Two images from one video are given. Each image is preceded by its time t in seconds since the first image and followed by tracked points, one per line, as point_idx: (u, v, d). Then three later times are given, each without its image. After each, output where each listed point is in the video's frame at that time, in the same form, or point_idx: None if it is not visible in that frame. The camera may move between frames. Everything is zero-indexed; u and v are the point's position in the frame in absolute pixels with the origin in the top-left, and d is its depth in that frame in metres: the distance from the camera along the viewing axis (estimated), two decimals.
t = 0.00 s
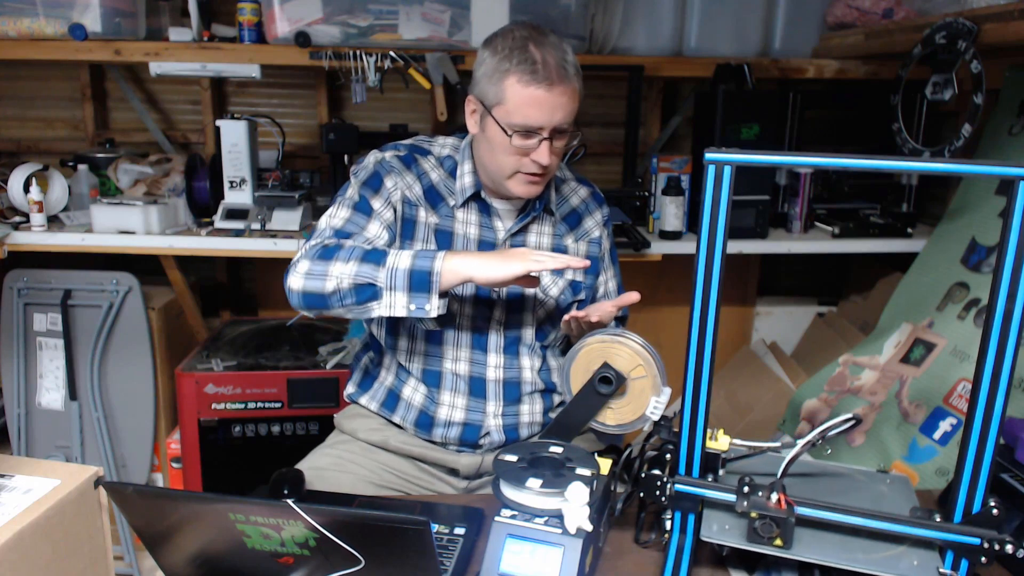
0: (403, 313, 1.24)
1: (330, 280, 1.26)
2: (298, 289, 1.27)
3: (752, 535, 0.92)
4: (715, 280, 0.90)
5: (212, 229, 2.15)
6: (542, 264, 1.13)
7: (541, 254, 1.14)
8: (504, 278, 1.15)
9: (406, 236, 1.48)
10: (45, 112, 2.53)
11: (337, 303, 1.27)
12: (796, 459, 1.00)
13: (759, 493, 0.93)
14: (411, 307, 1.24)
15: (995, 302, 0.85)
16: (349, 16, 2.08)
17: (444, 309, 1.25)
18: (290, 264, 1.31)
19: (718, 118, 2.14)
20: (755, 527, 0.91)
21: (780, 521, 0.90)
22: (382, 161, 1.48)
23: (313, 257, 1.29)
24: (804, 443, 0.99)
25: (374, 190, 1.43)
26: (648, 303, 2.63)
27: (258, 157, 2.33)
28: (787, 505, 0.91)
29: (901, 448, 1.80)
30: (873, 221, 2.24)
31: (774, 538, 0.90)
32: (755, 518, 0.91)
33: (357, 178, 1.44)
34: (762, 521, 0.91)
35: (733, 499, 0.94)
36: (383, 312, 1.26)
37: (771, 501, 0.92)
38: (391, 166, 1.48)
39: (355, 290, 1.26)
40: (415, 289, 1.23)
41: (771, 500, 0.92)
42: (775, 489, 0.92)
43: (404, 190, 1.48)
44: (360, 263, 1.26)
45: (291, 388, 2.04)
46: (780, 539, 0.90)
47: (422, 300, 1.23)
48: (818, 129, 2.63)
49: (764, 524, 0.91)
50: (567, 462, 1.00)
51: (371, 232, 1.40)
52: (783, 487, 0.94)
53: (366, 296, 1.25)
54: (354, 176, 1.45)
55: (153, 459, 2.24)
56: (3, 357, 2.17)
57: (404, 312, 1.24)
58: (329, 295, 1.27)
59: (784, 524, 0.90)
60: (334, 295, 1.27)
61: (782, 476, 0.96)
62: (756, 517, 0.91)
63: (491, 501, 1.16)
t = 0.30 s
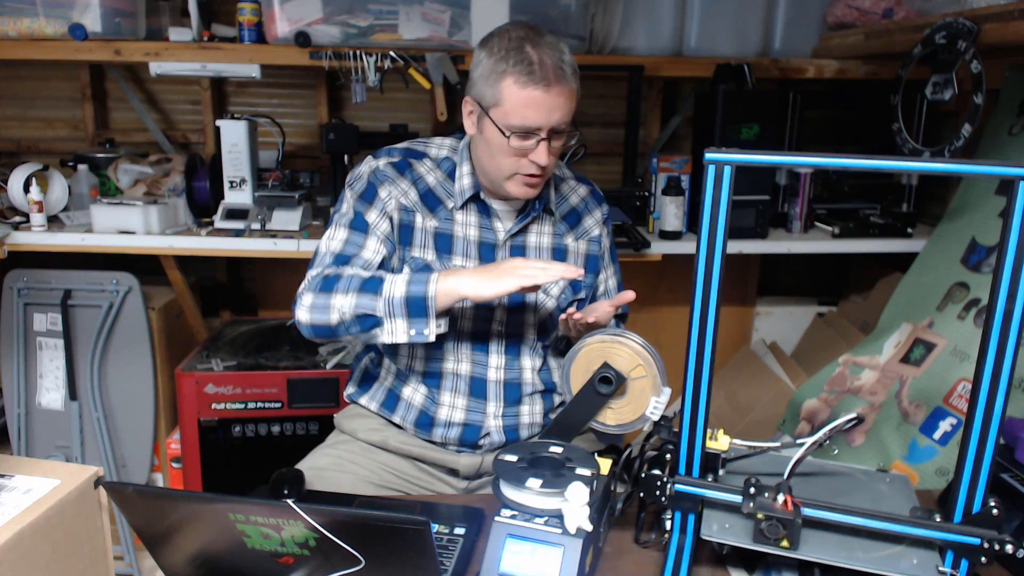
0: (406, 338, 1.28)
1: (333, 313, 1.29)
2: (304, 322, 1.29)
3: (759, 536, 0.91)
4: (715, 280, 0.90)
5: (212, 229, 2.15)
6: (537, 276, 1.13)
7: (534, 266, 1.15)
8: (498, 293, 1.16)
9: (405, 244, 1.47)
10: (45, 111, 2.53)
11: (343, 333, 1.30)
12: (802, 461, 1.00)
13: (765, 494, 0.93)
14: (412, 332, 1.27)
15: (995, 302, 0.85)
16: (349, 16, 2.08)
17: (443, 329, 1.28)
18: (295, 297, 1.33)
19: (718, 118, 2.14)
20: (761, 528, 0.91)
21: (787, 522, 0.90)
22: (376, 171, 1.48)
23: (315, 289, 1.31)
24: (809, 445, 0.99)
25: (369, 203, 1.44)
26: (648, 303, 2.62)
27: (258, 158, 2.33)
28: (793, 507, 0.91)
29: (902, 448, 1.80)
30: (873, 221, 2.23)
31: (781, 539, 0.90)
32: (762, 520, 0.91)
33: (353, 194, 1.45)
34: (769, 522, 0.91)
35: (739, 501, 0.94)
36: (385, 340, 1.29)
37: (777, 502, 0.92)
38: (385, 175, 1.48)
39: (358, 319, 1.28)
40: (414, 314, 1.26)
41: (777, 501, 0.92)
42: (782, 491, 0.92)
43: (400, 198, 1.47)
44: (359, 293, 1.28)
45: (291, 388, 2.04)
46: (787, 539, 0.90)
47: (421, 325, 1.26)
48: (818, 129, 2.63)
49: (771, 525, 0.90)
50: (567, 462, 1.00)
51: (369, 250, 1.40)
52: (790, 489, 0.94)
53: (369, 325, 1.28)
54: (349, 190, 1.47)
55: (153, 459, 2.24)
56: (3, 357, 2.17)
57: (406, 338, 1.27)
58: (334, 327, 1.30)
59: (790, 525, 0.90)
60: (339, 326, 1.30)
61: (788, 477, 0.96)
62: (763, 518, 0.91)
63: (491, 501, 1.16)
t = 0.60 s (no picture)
0: (411, 340, 1.28)
1: (339, 316, 1.30)
2: (311, 326, 1.31)
3: (765, 537, 0.91)
4: (715, 280, 0.90)
5: (212, 229, 2.15)
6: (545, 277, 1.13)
7: (540, 268, 1.14)
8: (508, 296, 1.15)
9: (405, 244, 1.47)
10: (45, 112, 2.53)
11: (350, 335, 1.31)
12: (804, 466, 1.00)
13: (771, 496, 0.93)
14: (418, 334, 1.27)
15: (995, 302, 0.85)
16: (349, 16, 2.08)
17: (450, 329, 1.28)
18: (300, 300, 1.34)
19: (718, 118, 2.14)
20: (768, 529, 0.91)
21: (793, 523, 0.90)
22: (376, 172, 1.49)
23: (321, 292, 1.32)
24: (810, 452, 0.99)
25: (370, 204, 1.45)
26: (648, 303, 2.62)
27: (258, 158, 2.33)
28: (800, 508, 0.91)
29: (902, 448, 1.80)
30: (873, 221, 2.23)
31: (787, 540, 0.90)
32: (768, 521, 0.91)
33: (353, 195, 1.46)
34: (775, 523, 0.91)
35: (744, 502, 0.94)
36: (392, 342, 1.30)
37: (784, 504, 0.91)
38: (384, 176, 1.48)
39: (364, 322, 1.29)
40: (419, 316, 1.26)
41: (784, 502, 0.92)
42: (788, 492, 0.92)
43: (399, 199, 1.48)
44: (365, 296, 1.29)
45: (291, 388, 2.04)
46: (794, 541, 0.90)
47: (427, 327, 1.27)
48: (818, 129, 2.63)
49: (777, 526, 0.91)
50: (567, 462, 1.00)
51: (371, 252, 1.41)
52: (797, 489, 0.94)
53: (375, 327, 1.29)
54: (349, 192, 1.47)
55: (153, 459, 2.24)
56: (3, 357, 2.17)
57: (413, 339, 1.28)
58: (341, 330, 1.31)
59: (797, 526, 0.90)
60: (345, 328, 1.31)
61: (794, 479, 0.95)
62: (769, 519, 0.91)
63: (491, 501, 1.16)
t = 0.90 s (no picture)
0: (460, 330, 1.28)
1: (382, 315, 1.28)
2: (352, 329, 1.30)
3: (772, 538, 0.91)
4: (715, 280, 0.90)
5: (212, 229, 2.15)
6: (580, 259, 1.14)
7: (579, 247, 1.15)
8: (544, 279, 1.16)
9: (416, 242, 1.45)
10: (45, 112, 2.53)
11: (393, 334, 1.30)
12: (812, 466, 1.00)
13: (778, 497, 0.92)
14: (466, 322, 1.27)
15: (995, 302, 0.85)
16: (349, 16, 2.08)
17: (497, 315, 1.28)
18: (337, 306, 1.33)
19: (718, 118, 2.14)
20: (775, 530, 0.91)
21: (800, 525, 0.90)
22: (382, 172, 1.47)
23: (359, 295, 1.31)
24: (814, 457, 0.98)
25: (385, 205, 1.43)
26: (648, 303, 2.62)
27: (258, 158, 2.33)
28: (807, 509, 0.90)
29: (902, 448, 1.80)
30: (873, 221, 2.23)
31: (794, 542, 0.90)
32: (775, 522, 0.91)
33: (368, 196, 1.43)
34: (782, 524, 0.90)
35: (751, 503, 0.94)
36: (440, 334, 1.29)
37: (791, 505, 0.91)
38: (390, 176, 1.47)
39: (408, 318, 1.28)
40: (466, 305, 1.25)
41: (791, 503, 0.91)
42: (795, 493, 0.92)
43: (408, 198, 1.47)
44: (407, 292, 1.28)
45: (291, 388, 2.04)
46: (800, 542, 0.90)
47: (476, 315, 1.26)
48: (818, 129, 2.63)
49: (784, 527, 0.90)
50: (567, 462, 1.00)
51: (401, 251, 1.40)
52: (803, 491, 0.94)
53: (421, 322, 1.28)
54: (361, 193, 1.45)
55: (153, 459, 2.24)
56: (4, 357, 2.17)
57: (461, 329, 1.27)
58: (383, 329, 1.30)
59: (804, 528, 0.90)
60: (388, 327, 1.29)
61: (800, 480, 0.95)
62: (776, 521, 0.91)
63: (492, 501, 1.16)
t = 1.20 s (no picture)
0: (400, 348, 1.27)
1: (332, 325, 1.29)
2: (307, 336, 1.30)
3: (779, 539, 0.91)
4: (715, 280, 0.90)
5: (212, 229, 2.15)
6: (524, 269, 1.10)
7: (518, 258, 1.11)
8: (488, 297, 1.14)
9: (408, 247, 1.48)
10: (45, 112, 2.53)
11: (343, 343, 1.31)
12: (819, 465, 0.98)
13: (785, 498, 0.92)
14: (405, 343, 1.26)
15: (995, 302, 0.85)
16: (349, 16, 2.08)
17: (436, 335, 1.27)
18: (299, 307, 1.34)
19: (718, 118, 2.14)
20: (782, 532, 0.90)
21: (807, 526, 0.90)
22: (375, 175, 1.48)
23: (315, 301, 1.31)
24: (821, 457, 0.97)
25: (369, 209, 1.44)
26: (648, 303, 2.63)
27: (258, 157, 2.33)
28: (814, 510, 0.90)
29: (901, 448, 1.80)
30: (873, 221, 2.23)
31: (802, 543, 0.90)
32: (782, 523, 0.90)
33: (352, 199, 1.45)
34: (790, 526, 0.90)
35: (759, 504, 0.93)
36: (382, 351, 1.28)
37: (798, 506, 0.91)
38: (384, 179, 1.48)
39: (357, 330, 1.29)
40: (405, 325, 1.24)
41: (798, 504, 0.91)
42: (802, 494, 0.91)
43: (399, 202, 1.47)
44: (354, 305, 1.28)
45: (291, 388, 2.04)
46: (807, 543, 0.90)
47: (413, 334, 1.25)
48: (818, 129, 2.63)
49: (792, 529, 0.90)
50: (567, 462, 1.00)
51: (370, 257, 1.39)
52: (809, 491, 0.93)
53: (365, 336, 1.28)
54: (349, 196, 1.46)
55: (153, 459, 2.24)
56: (4, 357, 2.17)
57: (399, 348, 1.26)
58: (335, 338, 1.30)
59: (811, 529, 0.89)
60: (340, 337, 1.30)
61: (808, 481, 0.94)
62: (783, 522, 0.90)
63: (492, 501, 1.16)
